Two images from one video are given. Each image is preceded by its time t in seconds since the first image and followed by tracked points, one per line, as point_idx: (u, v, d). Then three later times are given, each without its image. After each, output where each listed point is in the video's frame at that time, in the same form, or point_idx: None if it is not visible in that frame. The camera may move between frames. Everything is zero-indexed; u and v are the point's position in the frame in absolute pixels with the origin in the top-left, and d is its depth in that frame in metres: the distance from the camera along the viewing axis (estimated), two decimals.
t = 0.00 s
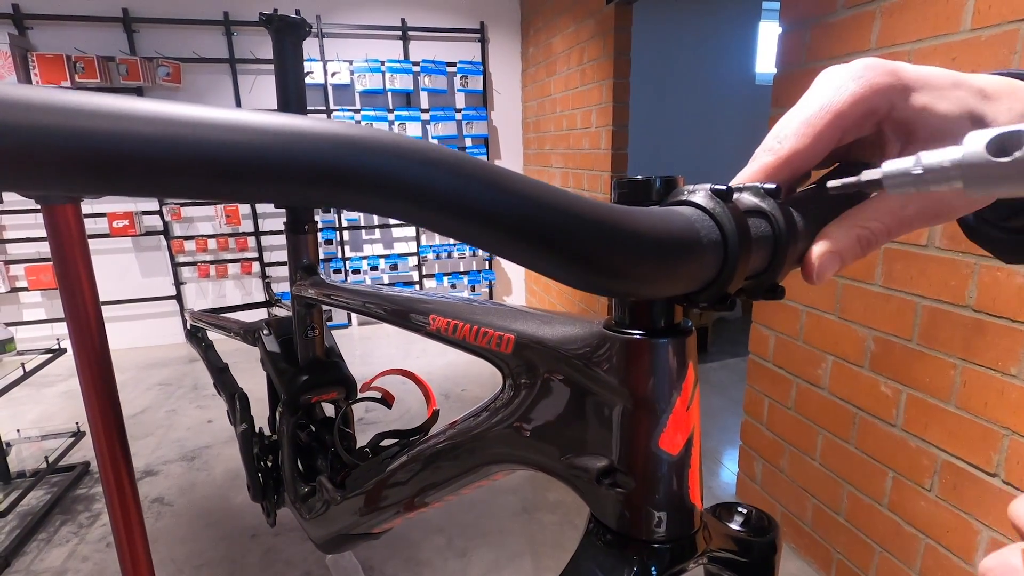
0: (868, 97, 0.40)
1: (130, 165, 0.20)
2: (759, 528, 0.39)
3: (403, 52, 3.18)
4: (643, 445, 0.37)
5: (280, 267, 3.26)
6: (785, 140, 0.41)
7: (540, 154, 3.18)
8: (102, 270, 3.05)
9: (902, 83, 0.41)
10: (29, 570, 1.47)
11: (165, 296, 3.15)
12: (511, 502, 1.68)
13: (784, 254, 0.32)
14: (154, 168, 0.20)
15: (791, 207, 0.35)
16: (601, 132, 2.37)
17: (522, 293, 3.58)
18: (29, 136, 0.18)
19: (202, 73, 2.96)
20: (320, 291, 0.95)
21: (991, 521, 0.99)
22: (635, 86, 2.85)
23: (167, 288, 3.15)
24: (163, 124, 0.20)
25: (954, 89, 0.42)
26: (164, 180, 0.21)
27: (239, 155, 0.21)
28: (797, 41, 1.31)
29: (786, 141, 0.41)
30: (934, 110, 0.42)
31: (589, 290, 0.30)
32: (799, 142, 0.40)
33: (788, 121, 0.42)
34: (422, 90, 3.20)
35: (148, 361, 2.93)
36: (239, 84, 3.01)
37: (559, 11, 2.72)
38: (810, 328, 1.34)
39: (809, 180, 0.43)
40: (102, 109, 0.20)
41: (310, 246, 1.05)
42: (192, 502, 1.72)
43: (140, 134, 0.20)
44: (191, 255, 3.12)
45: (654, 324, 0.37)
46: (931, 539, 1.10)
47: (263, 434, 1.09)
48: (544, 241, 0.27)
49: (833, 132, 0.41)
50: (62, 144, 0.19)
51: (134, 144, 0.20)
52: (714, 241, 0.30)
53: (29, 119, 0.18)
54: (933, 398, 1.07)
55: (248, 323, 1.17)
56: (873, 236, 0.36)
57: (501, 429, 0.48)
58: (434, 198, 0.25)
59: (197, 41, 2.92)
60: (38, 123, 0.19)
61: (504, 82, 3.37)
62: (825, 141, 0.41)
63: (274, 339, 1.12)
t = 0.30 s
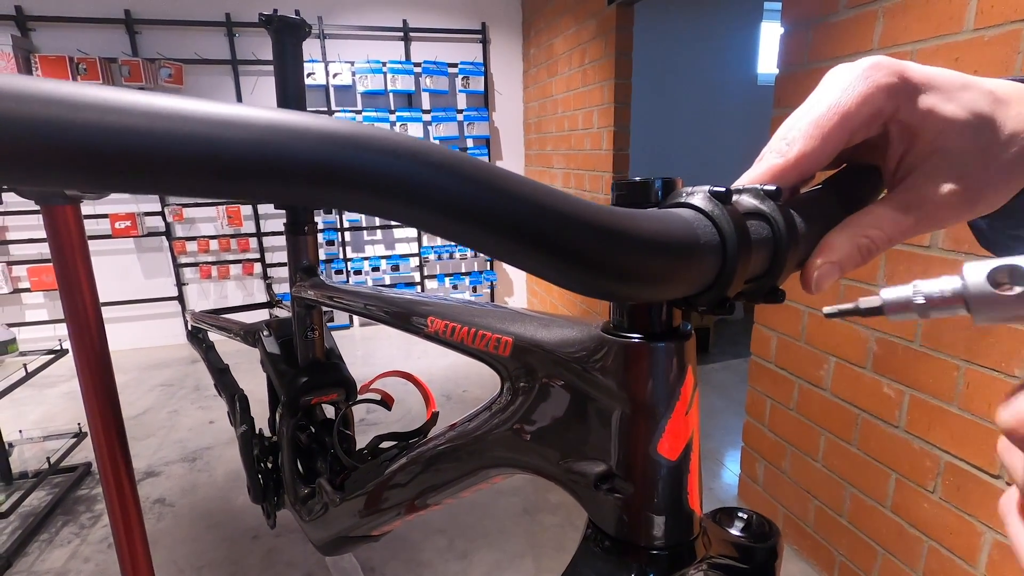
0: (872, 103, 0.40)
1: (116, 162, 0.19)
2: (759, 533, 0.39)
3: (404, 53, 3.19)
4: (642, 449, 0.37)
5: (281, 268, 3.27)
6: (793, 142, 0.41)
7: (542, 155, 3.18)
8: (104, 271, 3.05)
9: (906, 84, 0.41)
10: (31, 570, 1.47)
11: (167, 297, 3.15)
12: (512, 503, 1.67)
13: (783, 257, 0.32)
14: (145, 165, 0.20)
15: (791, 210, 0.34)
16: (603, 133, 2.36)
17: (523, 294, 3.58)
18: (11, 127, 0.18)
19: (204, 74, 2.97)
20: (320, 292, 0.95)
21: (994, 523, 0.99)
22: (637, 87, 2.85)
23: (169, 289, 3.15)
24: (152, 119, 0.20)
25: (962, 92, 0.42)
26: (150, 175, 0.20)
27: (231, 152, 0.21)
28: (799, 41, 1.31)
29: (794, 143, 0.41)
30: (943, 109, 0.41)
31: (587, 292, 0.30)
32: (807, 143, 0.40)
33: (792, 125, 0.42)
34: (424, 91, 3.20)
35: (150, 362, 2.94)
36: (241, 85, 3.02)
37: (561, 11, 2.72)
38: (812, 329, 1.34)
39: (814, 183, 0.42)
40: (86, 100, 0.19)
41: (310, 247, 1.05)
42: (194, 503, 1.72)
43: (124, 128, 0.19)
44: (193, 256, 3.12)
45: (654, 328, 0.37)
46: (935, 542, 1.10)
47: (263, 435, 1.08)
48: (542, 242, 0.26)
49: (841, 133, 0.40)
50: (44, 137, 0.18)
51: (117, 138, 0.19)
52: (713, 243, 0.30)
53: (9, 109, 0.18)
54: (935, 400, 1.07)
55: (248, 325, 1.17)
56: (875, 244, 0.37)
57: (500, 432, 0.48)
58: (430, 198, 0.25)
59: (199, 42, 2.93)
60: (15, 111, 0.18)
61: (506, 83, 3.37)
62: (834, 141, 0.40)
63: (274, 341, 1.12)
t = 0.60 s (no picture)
0: (882, 103, 0.40)
1: (118, 171, 0.19)
2: (762, 540, 0.39)
3: (405, 55, 3.19)
4: (644, 455, 0.37)
5: (283, 270, 3.27)
6: (801, 137, 0.40)
7: (543, 157, 3.18)
8: (106, 273, 3.06)
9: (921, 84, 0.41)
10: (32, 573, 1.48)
11: (169, 299, 3.16)
12: (513, 506, 1.67)
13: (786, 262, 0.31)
14: (150, 174, 0.20)
15: (794, 216, 0.34)
16: (604, 135, 2.36)
17: (524, 296, 3.58)
18: (13, 137, 0.18)
19: (206, 77, 2.97)
20: (321, 296, 0.95)
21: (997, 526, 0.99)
22: (638, 89, 2.85)
23: (171, 291, 3.16)
24: (156, 129, 0.20)
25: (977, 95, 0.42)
26: (153, 184, 0.20)
27: (234, 161, 0.21)
28: (800, 43, 1.31)
29: (801, 139, 0.40)
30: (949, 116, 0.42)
31: (588, 299, 0.30)
32: (814, 138, 0.40)
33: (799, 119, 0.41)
34: (425, 93, 3.20)
35: (152, 364, 2.94)
36: (242, 88, 3.02)
37: (562, 14, 2.72)
38: (814, 331, 1.34)
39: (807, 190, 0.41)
40: (88, 111, 0.19)
41: (311, 250, 1.05)
42: (195, 505, 1.72)
43: (127, 137, 0.19)
44: (195, 257, 3.13)
45: (656, 334, 0.37)
46: (936, 544, 1.09)
47: (264, 438, 1.08)
48: (543, 250, 0.26)
49: (847, 130, 0.40)
50: (47, 147, 0.18)
51: (119, 148, 0.19)
52: (715, 250, 0.30)
53: (11, 119, 0.18)
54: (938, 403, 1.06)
55: (249, 328, 1.17)
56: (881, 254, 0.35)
57: (501, 437, 0.48)
58: (430, 205, 0.25)
59: (200, 45, 2.94)
60: (17, 123, 0.18)
61: (507, 85, 3.37)
62: (840, 138, 0.40)
63: (275, 344, 1.12)
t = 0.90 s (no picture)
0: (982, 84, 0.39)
1: (134, 177, 0.20)
2: (767, 541, 0.39)
3: (410, 55, 3.20)
4: (650, 456, 0.37)
5: (287, 270, 3.28)
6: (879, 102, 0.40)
7: (546, 157, 3.19)
8: (111, 272, 3.07)
9: None
10: (38, 570, 1.48)
11: (173, 298, 3.17)
12: (516, 507, 1.67)
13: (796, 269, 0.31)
14: (167, 180, 0.20)
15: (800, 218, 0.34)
16: (608, 136, 2.36)
17: (528, 296, 3.58)
18: (33, 144, 0.18)
19: (211, 77, 2.99)
20: (326, 296, 0.95)
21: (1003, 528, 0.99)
22: (643, 89, 2.85)
23: (175, 290, 3.17)
24: (172, 134, 0.20)
25: None
26: (168, 188, 0.21)
27: (248, 165, 0.21)
28: (805, 44, 1.31)
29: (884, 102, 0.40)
30: None
31: (595, 301, 0.30)
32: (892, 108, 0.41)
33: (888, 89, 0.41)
34: (429, 93, 3.21)
35: (157, 363, 2.95)
36: (247, 88, 3.03)
37: (566, 15, 2.72)
38: (818, 332, 1.33)
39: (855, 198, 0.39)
40: (104, 116, 0.19)
41: (316, 251, 1.05)
42: (199, 503, 1.73)
43: (147, 144, 0.20)
44: (199, 257, 3.14)
45: (662, 336, 0.37)
46: (942, 547, 1.09)
47: (270, 437, 1.09)
48: (550, 252, 0.27)
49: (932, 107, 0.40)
50: (65, 152, 0.19)
51: (135, 152, 0.20)
52: (722, 253, 0.30)
53: (29, 126, 0.18)
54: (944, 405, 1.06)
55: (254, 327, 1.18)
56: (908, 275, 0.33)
57: (506, 438, 0.48)
58: (440, 208, 0.25)
59: (206, 45, 2.95)
60: (38, 130, 0.18)
61: (511, 85, 3.37)
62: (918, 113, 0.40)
63: (280, 344, 1.13)
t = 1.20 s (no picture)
0: None
1: (120, 163, 0.20)
2: (761, 533, 0.39)
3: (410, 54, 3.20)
4: (644, 447, 0.37)
5: (287, 269, 3.28)
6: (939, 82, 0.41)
7: (546, 157, 3.19)
8: (111, 271, 3.08)
9: None
10: (38, 568, 1.49)
11: (173, 297, 3.17)
12: (516, 505, 1.67)
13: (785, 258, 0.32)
14: (158, 165, 0.20)
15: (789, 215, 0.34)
16: (608, 135, 2.36)
17: (528, 295, 3.58)
18: (26, 128, 0.18)
19: (211, 75, 2.98)
20: (325, 292, 0.95)
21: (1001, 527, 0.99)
22: (643, 88, 2.84)
23: (175, 288, 3.17)
24: (163, 120, 0.20)
25: None
26: (157, 175, 0.21)
27: (239, 152, 0.21)
28: (805, 43, 1.31)
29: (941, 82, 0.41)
30: None
31: (589, 291, 0.30)
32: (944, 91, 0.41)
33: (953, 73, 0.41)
34: (429, 92, 3.21)
35: (156, 361, 2.95)
36: (247, 86, 3.03)
37: (566, 14, 2.72)
38: (817, 330, 1.33)
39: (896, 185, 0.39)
40: (95, 101, 0.20)
41: (315, 247, 1.05)
42: (199, 501, 1.73)
43: (137, 129, 0.20)
44: (199, 256, 3.14)
45: (656, 328, 0.37)
46: (940, 545, 1.10)
47: (269, 434, 1.09)
48: (543, 242, 0.27)
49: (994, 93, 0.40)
50: (50, 137, 0.19)
51: (128, 138, 0.20)
52: (714, 245, 0.30)
53: (20, 111, 0.19)
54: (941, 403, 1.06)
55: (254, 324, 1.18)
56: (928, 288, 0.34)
57: (503, 432, 0.48)
58: (433, 198, 0.25)
59: (206, 44, 2.95)
60: (28, 115, 0.19)
61: (511, 84, 3.37)
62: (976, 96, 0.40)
63: (279, 340, 1.13)
